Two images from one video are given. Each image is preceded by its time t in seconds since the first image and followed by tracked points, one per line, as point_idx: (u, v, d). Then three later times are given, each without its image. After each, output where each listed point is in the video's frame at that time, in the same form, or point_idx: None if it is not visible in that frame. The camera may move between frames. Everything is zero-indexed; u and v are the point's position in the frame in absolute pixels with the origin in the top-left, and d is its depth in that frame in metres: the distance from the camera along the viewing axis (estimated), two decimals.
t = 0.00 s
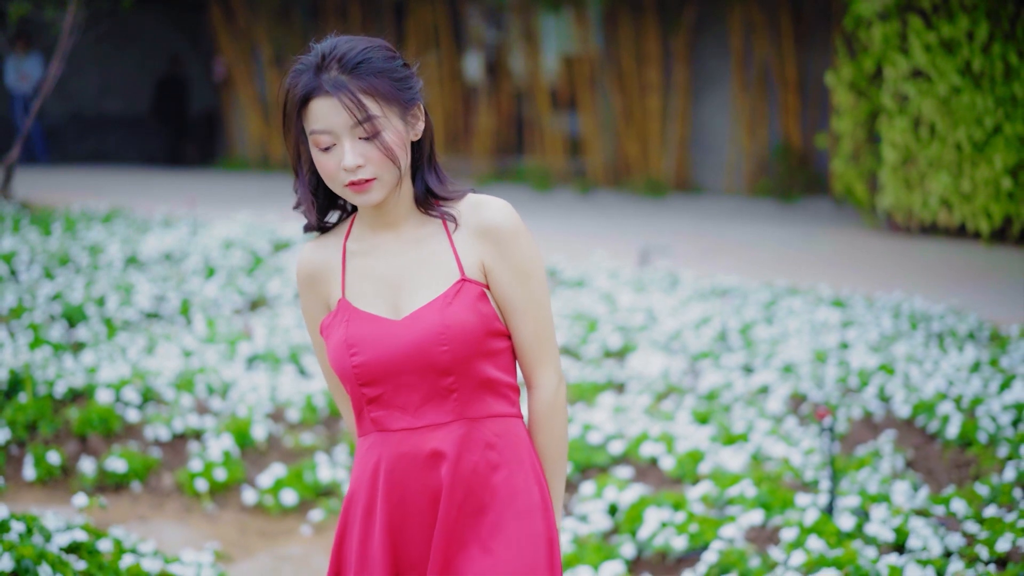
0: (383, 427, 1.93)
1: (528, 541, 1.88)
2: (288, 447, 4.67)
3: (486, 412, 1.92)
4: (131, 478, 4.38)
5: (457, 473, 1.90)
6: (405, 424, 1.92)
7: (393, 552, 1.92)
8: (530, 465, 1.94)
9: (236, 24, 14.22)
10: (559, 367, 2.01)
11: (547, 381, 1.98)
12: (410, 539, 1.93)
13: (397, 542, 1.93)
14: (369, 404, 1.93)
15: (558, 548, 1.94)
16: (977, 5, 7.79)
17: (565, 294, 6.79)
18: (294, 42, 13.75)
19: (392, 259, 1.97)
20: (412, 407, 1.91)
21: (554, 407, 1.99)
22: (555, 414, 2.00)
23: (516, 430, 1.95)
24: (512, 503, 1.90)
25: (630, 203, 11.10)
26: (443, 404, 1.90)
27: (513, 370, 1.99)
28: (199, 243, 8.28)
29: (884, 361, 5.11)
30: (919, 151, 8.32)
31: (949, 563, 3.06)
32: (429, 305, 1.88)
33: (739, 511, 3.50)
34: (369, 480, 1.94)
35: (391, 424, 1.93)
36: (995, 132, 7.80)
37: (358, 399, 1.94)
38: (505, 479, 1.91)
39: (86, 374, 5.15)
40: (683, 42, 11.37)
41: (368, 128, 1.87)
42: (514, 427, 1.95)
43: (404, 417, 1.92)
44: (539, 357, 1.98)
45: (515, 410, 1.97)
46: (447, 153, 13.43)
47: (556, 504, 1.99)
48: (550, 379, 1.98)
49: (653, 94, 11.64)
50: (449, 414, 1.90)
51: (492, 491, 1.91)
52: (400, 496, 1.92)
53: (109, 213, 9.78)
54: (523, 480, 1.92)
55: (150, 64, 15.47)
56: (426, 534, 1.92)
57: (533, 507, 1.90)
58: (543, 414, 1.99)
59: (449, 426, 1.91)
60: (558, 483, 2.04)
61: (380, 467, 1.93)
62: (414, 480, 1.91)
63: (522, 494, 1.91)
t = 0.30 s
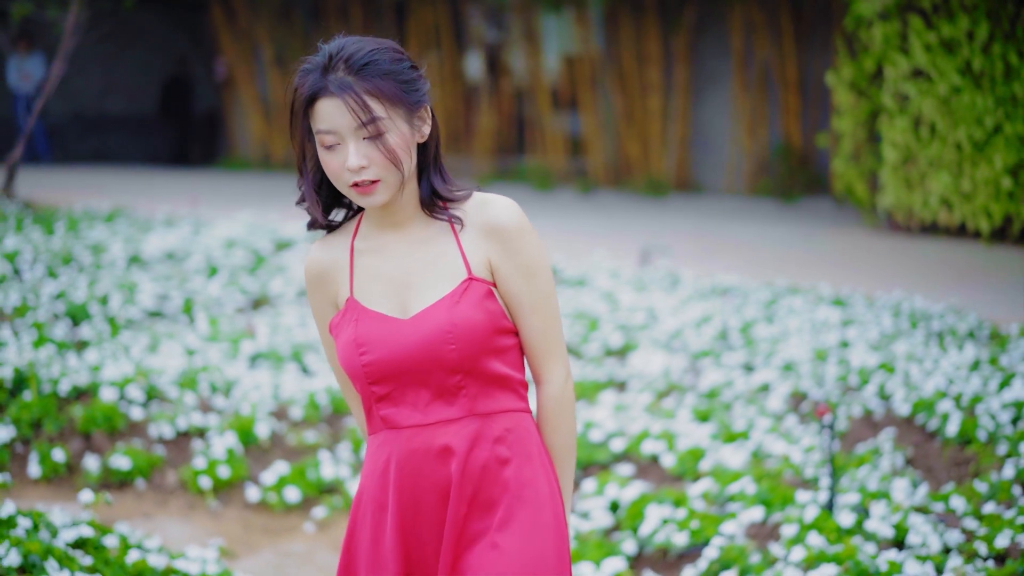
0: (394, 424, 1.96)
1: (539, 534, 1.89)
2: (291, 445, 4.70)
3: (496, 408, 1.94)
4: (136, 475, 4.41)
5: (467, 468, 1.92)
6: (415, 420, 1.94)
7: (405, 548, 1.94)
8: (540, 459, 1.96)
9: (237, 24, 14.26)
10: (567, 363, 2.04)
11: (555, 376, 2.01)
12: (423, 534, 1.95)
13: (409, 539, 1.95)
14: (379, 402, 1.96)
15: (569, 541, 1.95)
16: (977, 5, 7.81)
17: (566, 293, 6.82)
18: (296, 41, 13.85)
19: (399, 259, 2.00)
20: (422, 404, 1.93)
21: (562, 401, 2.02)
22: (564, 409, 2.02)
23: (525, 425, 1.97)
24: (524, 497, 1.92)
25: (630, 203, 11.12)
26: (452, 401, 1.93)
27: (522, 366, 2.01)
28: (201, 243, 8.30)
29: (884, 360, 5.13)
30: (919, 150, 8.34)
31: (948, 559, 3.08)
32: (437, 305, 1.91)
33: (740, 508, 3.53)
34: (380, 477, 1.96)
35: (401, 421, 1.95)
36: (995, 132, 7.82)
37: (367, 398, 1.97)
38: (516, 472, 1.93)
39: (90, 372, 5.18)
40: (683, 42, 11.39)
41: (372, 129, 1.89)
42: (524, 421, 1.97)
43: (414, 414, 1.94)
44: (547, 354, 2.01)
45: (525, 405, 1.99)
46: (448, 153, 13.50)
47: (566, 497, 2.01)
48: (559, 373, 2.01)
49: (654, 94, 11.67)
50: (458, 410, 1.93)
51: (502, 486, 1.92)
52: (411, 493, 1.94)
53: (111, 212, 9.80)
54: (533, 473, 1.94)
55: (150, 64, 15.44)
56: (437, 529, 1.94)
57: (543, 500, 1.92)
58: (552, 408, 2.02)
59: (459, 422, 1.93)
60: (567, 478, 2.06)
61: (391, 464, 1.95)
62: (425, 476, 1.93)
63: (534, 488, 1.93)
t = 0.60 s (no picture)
0: (404, 423, 1.98)
1: (548, 531, 1.92)
2: (296, 443, 4.73)
3: (506, 407, 1.97)
4: (142, 473, 4.44)
5: (477, 466, 1.94)
6: (425, 418, 1.96)
7: (412, 545, 1.96)
8: (549, 457, 1.99)
9: (240, 24, 14.29)
10: (577, 364, 2.08)
11: (566, 377, 2.05)
12: (432, 532, 1.97)
13: (418, 537, 1.96)
14: (390, 400, 1.98)
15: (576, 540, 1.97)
16: (978, 6, 7.83)
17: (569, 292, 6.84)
18: (299, 42, 13.90)
19: (413, 259, 2.02)
20: (432, 403, 1.96)
21: (572, 402, 2.05)
22: (573, 409, 2.06)
23: (535, 425, 2.00)
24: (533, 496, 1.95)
25: (632, 203, 11.14)
26: (463, 400, 1.95)
27: (532, 367, 2.04)
28: (205, 242, 8.34)
29: (885, 359, 5.16)
30: (921, 150, 8.37)
31: (949, 556, 3.11)
32: (449, 304, 1.94)
33: (742, 505, 3.55)
34: (389, 474, 1.98)
35: (411, 419, 1.97)
36: (996, 132, 7.84)
37: (378, 396, 1.99)
38: (524, 471, 1.95)
39: (96, 371, 5.22)
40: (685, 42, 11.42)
41: (383, 128, 1.92)
42: (534, 421, 2.00)
43: (424, 412, 1.96)
44: (559, 354, 2.05)
45: (534, 405, 2.02)
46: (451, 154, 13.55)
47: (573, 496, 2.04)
48: (569, 375, 2.05)
49: (656, 94, 11.69)
50: (468, 409, 1.95)
51: (510, 484, 1.95)
52: (419, 489, 1.96)
53: (115, 212, 9.84)
54: (542, 472, 1.96)
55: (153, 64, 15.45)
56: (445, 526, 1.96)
57: (551, 498, 1.94)
58: (563, 409, 2.06)
59: (469, 421, 1.95)
60: (575, 477, 2.10)
61: (401, 462, 1.97)
62: (434, 474, 1.95)
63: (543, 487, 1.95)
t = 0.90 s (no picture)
0: (414, 422, 1.99)
1: (552, 538, 1.92)
2: (301, 440, 4.75)
3: (516, 412, 1.97)
4: (148, 470, 4.47)
5: (485, 469, 1.95)
6: (435, 419, 1.98)
7: (417, 544, 1.97)
8: (559, 464, 1.99)
9: (243, 25, 14.32)
10: (593, 373, 2.08)
11: (580, 385, 2.05)
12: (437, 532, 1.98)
13: (423, 536, 1.98)
14: (402, 398, 2.00)
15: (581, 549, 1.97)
16: (979, 6, 7.85)
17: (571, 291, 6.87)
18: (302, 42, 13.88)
19: (431, 259, 2.03)
20: (443, 403, 1.97)
21: (586, 411, 2.05)
22: (587, 417, 2.06)
23: (546, 430, 2.01)
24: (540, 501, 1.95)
25: (634, 202, 11.16)
26: (474, 402, 1.96)
27: (547, 372, 2.05)
28: (208, 241, 8.37)
29: (887, 357, 5.18)
30: (922, 150, 8.39)
31: (950, 551, 3.13)
32: (465, 305, 1.95)
33: (746, 501, 3.58)
34: (397, 472, 1.99)
35: (422, 418, 1.99)
36: (997, 132, 7.86)
37: (391, 394, 2.01)
38: (531, 476, 1.96)
39: (102, 369, 5.25)
40: (687, 42, 11.45)
41: (402, 126, 1.93)
42: (545, 426, 2.00)
43: (435, 413, 1.98)
44: (573, 361, 2.05)
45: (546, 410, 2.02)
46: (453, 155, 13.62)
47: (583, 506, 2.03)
48: (583, 383, 2.05)
49: (658, 94, 11.71)
50: (479, 412, 1.96)
51: (518, 488, 1.95)
52: (427, 489, 1.97)
53: (118, 211, 9.87)
54: (551, 478, 1.97)
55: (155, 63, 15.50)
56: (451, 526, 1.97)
57: (558, 505, 1.95)
58: (576, 417, 2.06)
59: (479, 424, 1.96)
60: (586, 485, 2.10)
61: (409, 460, 1.98)
62: (441, 474, 1.97)
63: (551, 493, 1.95)
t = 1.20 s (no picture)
0: (432, 424, 1.99)
1: (563, 549, 1.92)
2: (309, 437, 4.78)
3: (534, 420, 1.96)
4: (157, 467, 4.51)
5: (499, 475, 1.95)
6: (454, 422, 1.97)
7: (429, 547, 1.96)
8: (574, 476, 1.98)
9: (247, 24, 14.36)
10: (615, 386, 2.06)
11: (601, 398, 2.03)
12: (449, 535, 1.97)
13: (436, 538, 1.97)
14: (421, 400, 1.99)
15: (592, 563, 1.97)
16: (981, 5, 7.88)
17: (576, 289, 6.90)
18: (304, 42, 13.91)
19: (459, 260, 2.02)
20: (462, 407, 1.96)
21: (605, 424, 2.04)
22: (606, 430, 2.04)
23: (565, 440, 1.99)
24: (554, 512, 1.94)
25: (636, 201, 11.19)
26: (493, 407, 1.95)
27: (569, 383, 2.03)
28: (213, 239, 8.40)
29: (890, 355, 5.22)
30: (924, 148, 8.42)
31: (954, 545, 3.17)
32: (491, 309, 1.94)
33: (751, 496, 3.61)
34: (413, 473, 1.99)
35: (440, 421, 1.98)
36: (999, 130, 7.89)
37: (411, 394, 2.00)
38: (546, 486, 1.95)
39: (110, 366, 5.29)
40: (690, 42, 11.48)
41: (433, 123, 1.94)
42: (564, 436, 1.99)
43: (453, 416, 1.97)
44: (596, 373, 2.03)
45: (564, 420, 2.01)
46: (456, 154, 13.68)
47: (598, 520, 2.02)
48: (605, 396, 2.04)
49: (660, 93, 11.73)
50: (498, 417, 1.95)
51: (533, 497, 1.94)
52: (441, 492, 1.96)
53: (123, 210, 9.92)
54: (565, 489, 1.96)
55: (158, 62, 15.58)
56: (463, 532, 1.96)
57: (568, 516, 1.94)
58: (596, 430, 2.04)
59: (497, 429, 1.96)
60: (602, 498, 2.08)
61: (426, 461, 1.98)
62: (456, 478, 1.96)
63: (565, 504, 1.95)
